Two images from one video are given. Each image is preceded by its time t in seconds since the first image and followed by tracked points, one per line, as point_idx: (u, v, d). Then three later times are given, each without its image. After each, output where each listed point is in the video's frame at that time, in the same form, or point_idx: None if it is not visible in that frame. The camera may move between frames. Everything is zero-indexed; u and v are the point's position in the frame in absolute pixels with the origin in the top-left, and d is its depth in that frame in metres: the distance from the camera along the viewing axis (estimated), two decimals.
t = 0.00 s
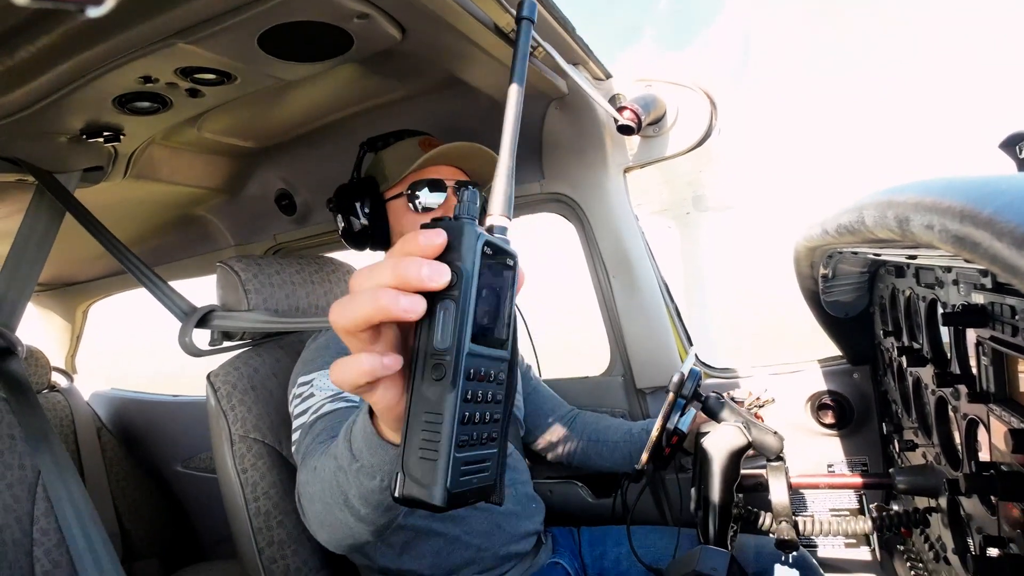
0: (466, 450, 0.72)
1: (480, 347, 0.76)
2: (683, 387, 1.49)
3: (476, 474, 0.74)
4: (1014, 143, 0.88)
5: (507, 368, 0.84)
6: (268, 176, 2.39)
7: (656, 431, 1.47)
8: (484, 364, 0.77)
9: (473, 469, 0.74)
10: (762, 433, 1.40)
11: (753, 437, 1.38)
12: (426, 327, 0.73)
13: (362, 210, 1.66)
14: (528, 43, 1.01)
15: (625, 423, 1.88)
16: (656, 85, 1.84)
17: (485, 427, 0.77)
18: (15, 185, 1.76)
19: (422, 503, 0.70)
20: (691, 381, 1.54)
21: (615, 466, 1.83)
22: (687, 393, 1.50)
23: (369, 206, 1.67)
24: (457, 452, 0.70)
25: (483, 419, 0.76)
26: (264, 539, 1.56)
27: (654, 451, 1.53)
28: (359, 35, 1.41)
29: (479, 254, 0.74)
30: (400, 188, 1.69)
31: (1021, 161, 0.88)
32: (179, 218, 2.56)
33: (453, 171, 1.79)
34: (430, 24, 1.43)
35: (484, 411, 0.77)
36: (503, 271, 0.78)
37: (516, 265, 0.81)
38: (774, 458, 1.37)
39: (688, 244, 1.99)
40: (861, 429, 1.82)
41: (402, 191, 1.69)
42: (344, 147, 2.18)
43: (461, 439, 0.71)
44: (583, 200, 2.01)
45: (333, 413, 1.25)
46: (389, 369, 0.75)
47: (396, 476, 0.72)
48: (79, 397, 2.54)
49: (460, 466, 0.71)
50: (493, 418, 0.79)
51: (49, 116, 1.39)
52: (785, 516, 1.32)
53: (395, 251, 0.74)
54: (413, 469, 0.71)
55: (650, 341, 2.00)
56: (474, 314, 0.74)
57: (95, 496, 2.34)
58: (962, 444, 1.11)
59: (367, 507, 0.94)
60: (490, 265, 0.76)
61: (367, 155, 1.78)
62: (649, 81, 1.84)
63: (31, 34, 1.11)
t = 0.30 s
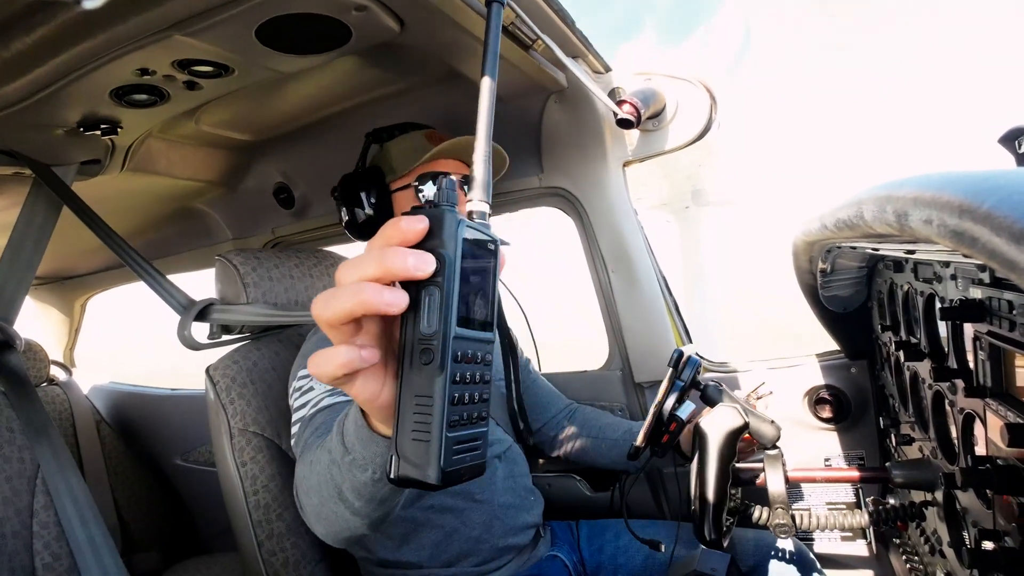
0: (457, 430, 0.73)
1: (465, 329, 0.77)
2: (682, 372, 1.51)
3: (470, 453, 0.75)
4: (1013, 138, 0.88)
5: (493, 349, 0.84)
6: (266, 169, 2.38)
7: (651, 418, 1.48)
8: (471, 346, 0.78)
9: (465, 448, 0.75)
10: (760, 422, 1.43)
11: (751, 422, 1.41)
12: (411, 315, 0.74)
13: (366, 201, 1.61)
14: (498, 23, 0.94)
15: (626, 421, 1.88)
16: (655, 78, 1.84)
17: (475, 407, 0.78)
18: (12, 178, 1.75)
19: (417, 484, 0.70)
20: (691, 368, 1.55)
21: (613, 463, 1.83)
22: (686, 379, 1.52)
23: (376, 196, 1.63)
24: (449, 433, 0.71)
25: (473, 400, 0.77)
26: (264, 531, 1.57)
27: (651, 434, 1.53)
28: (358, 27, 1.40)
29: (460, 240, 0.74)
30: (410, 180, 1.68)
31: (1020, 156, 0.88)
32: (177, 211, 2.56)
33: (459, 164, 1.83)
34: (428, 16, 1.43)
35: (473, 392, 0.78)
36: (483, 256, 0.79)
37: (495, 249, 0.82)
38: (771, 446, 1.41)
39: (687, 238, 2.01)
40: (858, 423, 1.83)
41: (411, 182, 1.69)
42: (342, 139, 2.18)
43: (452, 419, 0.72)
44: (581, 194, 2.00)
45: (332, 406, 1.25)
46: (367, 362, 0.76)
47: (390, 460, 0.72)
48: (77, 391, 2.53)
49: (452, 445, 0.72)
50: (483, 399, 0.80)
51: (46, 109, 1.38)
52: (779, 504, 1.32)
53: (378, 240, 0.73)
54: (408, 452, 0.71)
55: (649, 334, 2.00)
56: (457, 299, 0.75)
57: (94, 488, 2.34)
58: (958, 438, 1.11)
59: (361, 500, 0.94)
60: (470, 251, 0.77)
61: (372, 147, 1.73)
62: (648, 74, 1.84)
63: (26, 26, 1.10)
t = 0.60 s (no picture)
0: (435, 428, 0.73)
1: (447, 329, 0.77)
2: (680, 378, 1.51)
3: (449, 453, 0.75)
4: (1009, 146, 0.88)
5: (480, 350, 0.84)
6: (265, 170, 2.38)
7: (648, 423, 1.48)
8: (453, 347, 0.78)
9: (444, 449, 0.75)
10: (758, 427, 1.43)
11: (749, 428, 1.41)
12: (392, 314, 0.74)
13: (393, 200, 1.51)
14: (486, 36, 0.97)
15: (623, 425, 1.88)
16: (655, 83, 1.84)
17: (457, 408, 0.77)
18: (11, 177, 1.75)
19: (394, 481, 0.71)
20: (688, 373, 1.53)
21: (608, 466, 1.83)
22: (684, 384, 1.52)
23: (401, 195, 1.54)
24: (425, 432, 0.71)
25: (454, 399, 0.77)
26: (259, 534, 1.56)
27: (648, 438, 1.53)
28: (358, 29, 1.41)
29: (441, 239, 0.74)
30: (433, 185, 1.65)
31: (1017, 163, 0.88)
32: (176, 211, 2.56)
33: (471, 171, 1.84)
34: (429, 19, 1.43)
35: (455, 393, 0.77)
36: (468, 256, 0.80)
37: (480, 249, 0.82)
38: (768, 451, 1.41)
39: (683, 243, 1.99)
40: (855, 429, 1.83)
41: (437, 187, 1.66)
42: (341, 141, 2.18)
43: (430, 418, 0.72)
44: (581, 198, 2.01)
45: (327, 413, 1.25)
46: (355, 361, 0.76)
47: (370, 457, 0.73)
48: (73, 391, 2.53)
49: (430, 445, 0.72)
50: (466, 398, 0.80)
51: (45, 108, 1.38)
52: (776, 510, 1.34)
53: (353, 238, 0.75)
54: (384, 449, 0.71)
55: (646, 337, 2.01)
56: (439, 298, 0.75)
57: (88, 487, 2.33)
58: (955, 445, 1.12)
59: (354, 505, 0.94)
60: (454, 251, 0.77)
61: (383, 144, 1.67)
62: (647, 79, 1.84)
63: (26, 26, 1.10)
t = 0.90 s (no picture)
0: (409, 467, 0.72)
1: (424, 364, 0.76)
2: (678, 397, 1.51)
3: (426, 491, 0.74)
4: (1008, 162, 0.89)
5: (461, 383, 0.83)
6: (266, 175, 2.39)
7: (648, 440, 1.48)
8: (432, 381, 0.77)
9: (421, 487, 0.74)
10: (756, 444, 1.43)
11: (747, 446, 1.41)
12: (367, 351, 0.74)
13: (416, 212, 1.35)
14: (473, 65, 0.96)
15: (619, 429, 1.89)
16: (656, 95, 1.85)
17: (434, 444, 0.77)
18: (13, 178, 1.75)
19: (368, 522, 0.70)
20: (686, 389, 1.54)
21: (606, 471, 1.85)
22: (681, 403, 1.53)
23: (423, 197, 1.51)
24: (400, 471, 0.70)
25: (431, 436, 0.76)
26: (253, 541, 1.55)
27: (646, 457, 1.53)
28: (361, 37, 1.41)
29: (418, 272, 0.73)
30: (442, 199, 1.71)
31: (1016, 179, 0.88)
32: (177, 215, 2.56)
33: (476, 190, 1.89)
34: (433, 28, 1.44)
35: (433, 429, 0.77)
36: (450, 286, 0.79)
37: (463, 279, 0.81)
38: (767, 468, 1.40)
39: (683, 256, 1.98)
40: (854, 443, 1.82)
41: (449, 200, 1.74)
42: (343, 148, 2.19)
43: (403, 456, 0.71)
44: (582, 208, 2.01)
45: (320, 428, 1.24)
46: (329, 401, 0.76)
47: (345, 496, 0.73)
48: (69, 393, 2.52)
49: (405, 484, 0.71)
50: (444, 434, 0.79)
51: (48, 110, 1.39)
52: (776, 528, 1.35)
53: (339, 278, 0.74)
54: (360, 488, 0.71)
55: (645, 349, 2.00)
56: (417, 332, 0.74)
57: (82, 490, 2.32)
58: (953, 461, 1.11)
59: (342, 534, 0.94)
60: (434, 282, 0.76)
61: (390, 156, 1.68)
62: (649, 91, 1.85)
63: (32, 29, 1.10)
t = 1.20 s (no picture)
0: (405, 471, 0.72)
1: (419, 368, 0.76)
2: (676, 408, 1.50)
3: (424, 495, 0.74)
4: (1011, 172, 0.88)
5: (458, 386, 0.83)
6: (269, 174, 2.39)
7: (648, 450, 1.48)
8: (427, 385, 0.77)
9: (418, 491, 0.74)
10: (755, 454, 1.41)
11: (746, 458, 1.40)
12: (363, 353, 0.74)
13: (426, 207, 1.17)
14: (474, 57, 0.94)
15: (616, 429, 1.89)
16: (660, 100, 1.85)
17: (431, 448, 0.77)
18: (16, 174, 1.75)
19: (364, 526, 0.70)
20: (685, 399, 1.54)
21: (603, 471, 1.85)
22: (680, 412, 1.53)
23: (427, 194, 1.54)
24: (395, 475, 0.70)
25: (427, 439, 0.76)
26: (249, 540, 1.55)
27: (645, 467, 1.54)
28: (366, 38, 1.42)
29: (414, 275, 0.73)
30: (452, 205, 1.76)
31: (1019, 188, 0.88)
32: (179, 214, 2.56)
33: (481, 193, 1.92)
34: (437, 30, 1.44)
35: (429, 433, 0.77)
36: (445, 290, 0.79)
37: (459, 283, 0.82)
38: (767, 478, 1.39)
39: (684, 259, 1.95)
40: (854, 450, 1.82)
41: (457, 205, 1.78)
42: (346, 148, 2.19)
43: (400, 460, 0.71)
44: (584, 212, 2.01)
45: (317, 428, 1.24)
46: (326, 400, 0.76)
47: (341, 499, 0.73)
48: (69, 390, 2.52)
49: (401, 488, 0.71)
50: (440, 437, 0.79)
51: (53, 107, 1.39)
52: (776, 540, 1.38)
53: (333, 275, 0.74)
54: (357, 493, 0.71)
55: (646, 353, 2.00)
56: (412, 335, 0.74)
57: (79, 487, 2.32)
58: (952, 470, 1.11)
59: (337, 537, 0.93)
60: (429, 284, 0.76)
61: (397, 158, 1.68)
62: (652, 96, 1.85)
63: (38, 26, 1.10)
